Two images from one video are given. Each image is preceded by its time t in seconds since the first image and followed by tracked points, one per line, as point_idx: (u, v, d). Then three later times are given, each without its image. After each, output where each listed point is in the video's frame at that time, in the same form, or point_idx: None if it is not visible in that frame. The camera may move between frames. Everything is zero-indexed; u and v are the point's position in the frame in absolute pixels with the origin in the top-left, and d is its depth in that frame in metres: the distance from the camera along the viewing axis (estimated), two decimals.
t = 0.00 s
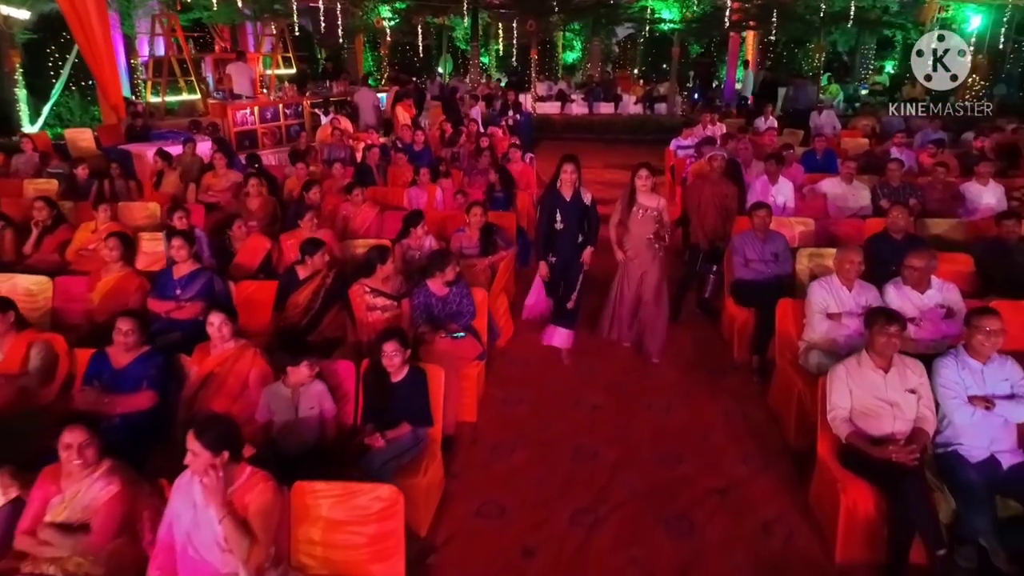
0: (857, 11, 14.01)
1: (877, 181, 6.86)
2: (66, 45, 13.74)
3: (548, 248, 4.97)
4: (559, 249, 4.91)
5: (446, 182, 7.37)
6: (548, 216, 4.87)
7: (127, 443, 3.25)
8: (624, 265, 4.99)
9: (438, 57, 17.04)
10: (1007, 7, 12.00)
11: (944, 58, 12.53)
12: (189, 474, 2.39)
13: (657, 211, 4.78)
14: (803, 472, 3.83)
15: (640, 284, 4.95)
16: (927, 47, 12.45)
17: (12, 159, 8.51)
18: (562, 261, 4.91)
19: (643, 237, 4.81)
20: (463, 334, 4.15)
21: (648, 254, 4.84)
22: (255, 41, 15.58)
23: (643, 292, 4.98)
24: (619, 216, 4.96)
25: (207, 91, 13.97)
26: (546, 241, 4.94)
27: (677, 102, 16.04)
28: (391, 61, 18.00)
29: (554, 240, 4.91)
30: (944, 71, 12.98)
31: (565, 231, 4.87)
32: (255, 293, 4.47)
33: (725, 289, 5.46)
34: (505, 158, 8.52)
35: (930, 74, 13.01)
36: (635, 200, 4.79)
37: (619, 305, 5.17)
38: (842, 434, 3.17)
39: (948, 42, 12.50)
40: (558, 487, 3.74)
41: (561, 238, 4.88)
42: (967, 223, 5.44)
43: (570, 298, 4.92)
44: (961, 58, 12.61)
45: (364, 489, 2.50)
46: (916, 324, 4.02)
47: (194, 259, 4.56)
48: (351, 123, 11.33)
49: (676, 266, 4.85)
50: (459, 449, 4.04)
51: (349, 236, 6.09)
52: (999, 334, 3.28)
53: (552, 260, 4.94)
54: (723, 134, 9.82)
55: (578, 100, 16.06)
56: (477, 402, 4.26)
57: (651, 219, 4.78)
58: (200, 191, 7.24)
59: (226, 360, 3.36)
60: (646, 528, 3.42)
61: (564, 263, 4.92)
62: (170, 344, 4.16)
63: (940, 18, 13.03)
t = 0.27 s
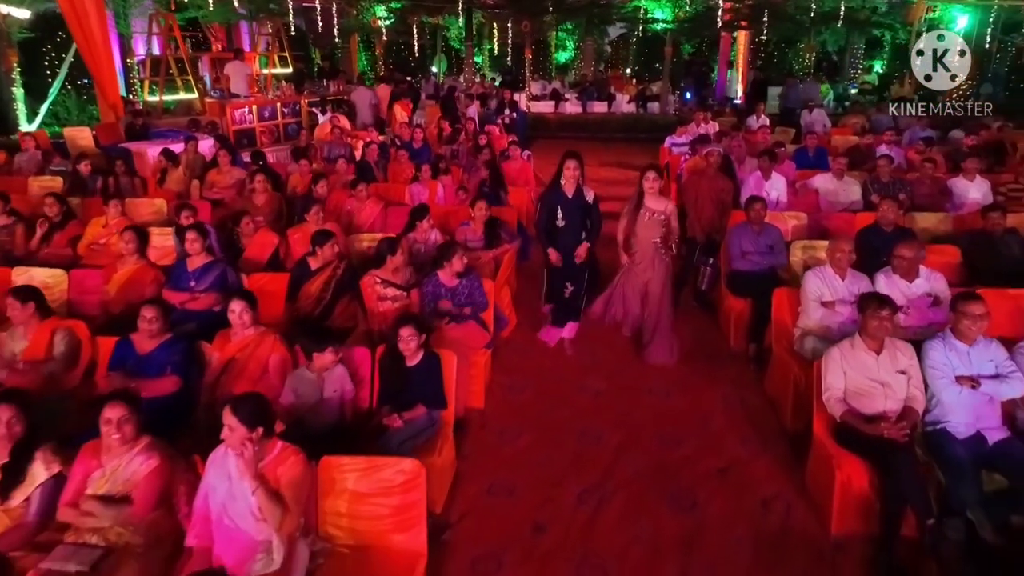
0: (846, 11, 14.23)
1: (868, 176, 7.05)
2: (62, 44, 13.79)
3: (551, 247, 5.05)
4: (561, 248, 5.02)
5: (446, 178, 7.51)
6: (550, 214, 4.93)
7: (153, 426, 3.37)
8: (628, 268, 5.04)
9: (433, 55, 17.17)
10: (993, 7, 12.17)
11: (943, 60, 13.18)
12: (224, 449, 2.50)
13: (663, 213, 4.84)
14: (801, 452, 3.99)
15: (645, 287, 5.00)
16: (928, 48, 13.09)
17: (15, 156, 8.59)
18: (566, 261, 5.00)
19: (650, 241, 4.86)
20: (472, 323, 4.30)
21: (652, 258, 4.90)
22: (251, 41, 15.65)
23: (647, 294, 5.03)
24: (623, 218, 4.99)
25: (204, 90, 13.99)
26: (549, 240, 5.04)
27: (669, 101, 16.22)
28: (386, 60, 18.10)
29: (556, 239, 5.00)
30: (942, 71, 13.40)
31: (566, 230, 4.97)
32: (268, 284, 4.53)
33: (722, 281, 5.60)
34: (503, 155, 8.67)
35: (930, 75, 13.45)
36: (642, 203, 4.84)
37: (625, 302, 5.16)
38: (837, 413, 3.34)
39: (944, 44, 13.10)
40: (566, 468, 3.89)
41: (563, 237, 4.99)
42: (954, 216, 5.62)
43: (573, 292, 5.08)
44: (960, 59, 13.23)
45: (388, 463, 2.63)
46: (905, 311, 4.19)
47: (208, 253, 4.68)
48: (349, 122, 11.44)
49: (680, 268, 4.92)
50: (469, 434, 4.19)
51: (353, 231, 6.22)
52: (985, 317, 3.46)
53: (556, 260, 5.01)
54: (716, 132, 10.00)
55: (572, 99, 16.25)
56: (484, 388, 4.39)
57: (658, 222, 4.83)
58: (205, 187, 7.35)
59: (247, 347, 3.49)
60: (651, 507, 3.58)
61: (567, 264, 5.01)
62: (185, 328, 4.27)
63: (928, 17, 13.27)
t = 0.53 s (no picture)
0: (837, 11, 14.42)
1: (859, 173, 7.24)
2: (58, 44, 13.86)
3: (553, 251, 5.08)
4: (563, 249, 5.04)
5: (448, 175, 7.64)
6: (552, 216, 5.03)
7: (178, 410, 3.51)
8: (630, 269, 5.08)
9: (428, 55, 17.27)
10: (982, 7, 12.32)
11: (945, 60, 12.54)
12: (257, 426, 2.64)
13: (667, 215, 4.95)
14: (797, 434, 4.16)
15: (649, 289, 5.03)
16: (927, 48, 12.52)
17: (19, 154, 8.66)
18: (568, 262, 5.00)
19: (654, 239, 4.93)
20: (480, 313, 4.45)
21: (656, 258, 4.99)
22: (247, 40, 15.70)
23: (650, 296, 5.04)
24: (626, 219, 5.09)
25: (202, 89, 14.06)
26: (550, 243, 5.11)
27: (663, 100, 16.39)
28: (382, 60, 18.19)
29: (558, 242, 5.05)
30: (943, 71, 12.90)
31: (567, 232, 5.03)
32: (280, 276, 4.74)
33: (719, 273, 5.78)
34: (502, 153, 8.81)
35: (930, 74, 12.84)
36: (647, 203, 4.96)
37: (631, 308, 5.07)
38: (833, 394, 3.51)
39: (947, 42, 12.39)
40: (573, 450, 4.05)
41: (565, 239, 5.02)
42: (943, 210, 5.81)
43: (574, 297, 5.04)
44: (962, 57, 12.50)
45: (411, 439, 2.78)
46: (897, 300, 4.36)
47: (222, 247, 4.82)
48: (347, 121, 11.54)
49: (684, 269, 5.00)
50: (478, 420, 4.34)
51: (359, 226, 6.35)
52: (972, 302, 3.63)
53: (558, 262, 5.02)
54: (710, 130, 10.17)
55: (566, 98, 16.43)
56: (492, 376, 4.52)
57: (662, 223, 4.94)
58: (210, 184, 7.46)
59: (267, 334, 3.63)
60: (656, 485, 3.74)
61: (569, 265, 5.03)
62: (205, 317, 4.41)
63: (917, 18, 13.49)
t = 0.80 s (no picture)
0: (830, 12, 14.60)
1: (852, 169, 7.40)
2: (57, 44, 13.88)
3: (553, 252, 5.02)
4: (563, 252, 4.97)
5: (449, 173, 7.76)
6: (553, 217, 4.95)
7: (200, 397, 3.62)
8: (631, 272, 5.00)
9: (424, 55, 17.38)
10: (973, 7, 12.45)
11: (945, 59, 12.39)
12: (283, 408, 2.80)
13: (667, 216, 4.89)
14: (796, 419, 4.31)
15: (650, 292, 4.97)
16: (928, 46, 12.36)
17: (23, 153, 8.74)
18: (568, 265, 4.96)
19: (655, 242, 4.87)
20: (487, 305, 4.59)
21: (657, 261, 4.92)
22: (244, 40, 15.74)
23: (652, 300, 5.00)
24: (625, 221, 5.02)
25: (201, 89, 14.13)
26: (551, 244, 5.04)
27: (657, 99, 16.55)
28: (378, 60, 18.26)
29: (558, 244, 4.98)
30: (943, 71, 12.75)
31: (568, 235, 4.95)
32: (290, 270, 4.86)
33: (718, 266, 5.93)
34: (502, 151, 8.93)
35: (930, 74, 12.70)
36: (646, 205, 4.87)
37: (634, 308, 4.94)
38: (829, 378, 3.66)
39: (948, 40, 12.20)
40: (579, 437, 4.19)
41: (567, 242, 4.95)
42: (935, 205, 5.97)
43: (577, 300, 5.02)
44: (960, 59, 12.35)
45: (429, 420, 2.92)
46: (891, 290, 4.50)
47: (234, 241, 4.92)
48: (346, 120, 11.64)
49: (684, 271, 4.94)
50: (487, 408, 4.47)
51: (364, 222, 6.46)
52: (962, 290, 3.78)
53: (559, 264, 4.97)
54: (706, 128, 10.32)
55: (562, 98, 16.60)
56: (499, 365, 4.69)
57: (662, 225, 4.87)
58: (214, 182, 7.56)
59: (284, 323, 3.76)
60: (660, 468, 3.89)
61: (570, 267, 4.97)
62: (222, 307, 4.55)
63: (907, 18, 13.71)
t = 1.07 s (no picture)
0: (820, 12, 14.82)
1: (843, 166, 7.61)
2: (53, 44, 13.95)
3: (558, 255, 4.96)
4: (566, 255, 4.90)
5: (450, 170, 7.92)
6: (556, 220, 4.86)
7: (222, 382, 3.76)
8: (636, 273, 4.94)
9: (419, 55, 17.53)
10: (959, 8, 12.71)
11: (945, 59, 13.44)
12: (310, 389, 2.92)
13: (670, 213, 4.78)
14: (792, 403, 4.49)
15: (653, 289, 4.93)
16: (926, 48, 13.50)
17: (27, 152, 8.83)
18: (572, 268, 4.89)
19: (657, 240, 4.79)
20: (493, 295, 4.74)
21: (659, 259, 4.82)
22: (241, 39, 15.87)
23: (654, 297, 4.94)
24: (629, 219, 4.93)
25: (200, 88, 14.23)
26: (555, 247, 4.96)
27: (650, 99, 16.79)
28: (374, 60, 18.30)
29: (561, 247, 4.89)
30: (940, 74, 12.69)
31: (573, 238, 4.85)
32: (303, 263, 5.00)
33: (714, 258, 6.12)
34: (500, 149, 9.10)
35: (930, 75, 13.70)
36: (647, 203, 4.80)
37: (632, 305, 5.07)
38: (824, 361, 3.86)
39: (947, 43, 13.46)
40: (584, 421, 4.35)
41: (570, 245, 4.86)
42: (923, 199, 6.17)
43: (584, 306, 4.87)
44: (960, 59, 13.49)
45: (448, 399, 3.08)
46: (882, 279, 4.70)
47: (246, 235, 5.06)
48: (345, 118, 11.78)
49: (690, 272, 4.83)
50: (494, 395, 4.63)
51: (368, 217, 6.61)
52: (949, 277, 3.98)
53: (562, 268, 4.93)
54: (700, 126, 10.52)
55: (556, 97, 16.85)
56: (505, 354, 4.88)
57: (664, 222, 4.78)
58: (220, 179, 7.69)
59: (303, 311, 3.90)
60: (663, 449, 4.06)
61: (574, 271, 4.90)
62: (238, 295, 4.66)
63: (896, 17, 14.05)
